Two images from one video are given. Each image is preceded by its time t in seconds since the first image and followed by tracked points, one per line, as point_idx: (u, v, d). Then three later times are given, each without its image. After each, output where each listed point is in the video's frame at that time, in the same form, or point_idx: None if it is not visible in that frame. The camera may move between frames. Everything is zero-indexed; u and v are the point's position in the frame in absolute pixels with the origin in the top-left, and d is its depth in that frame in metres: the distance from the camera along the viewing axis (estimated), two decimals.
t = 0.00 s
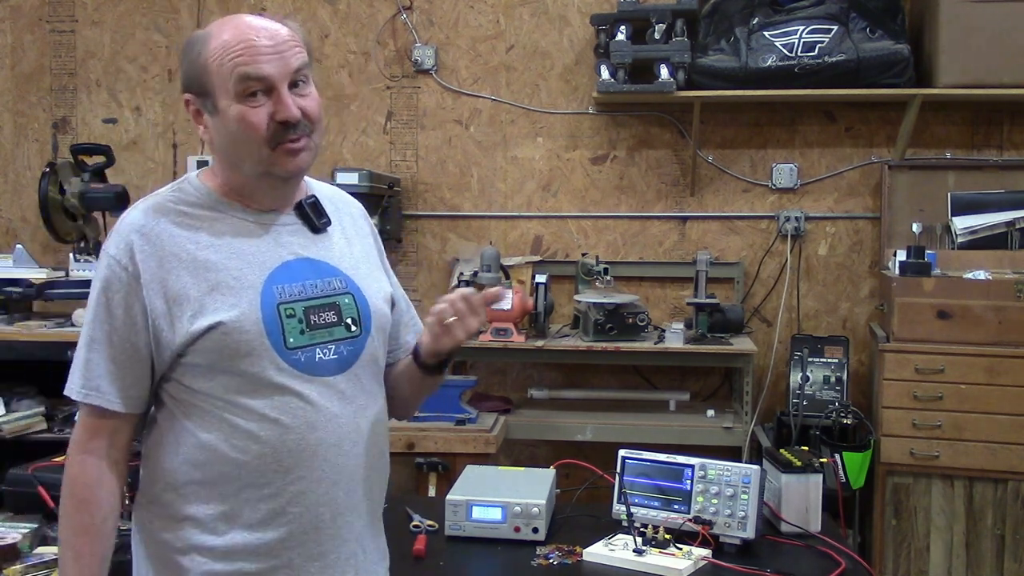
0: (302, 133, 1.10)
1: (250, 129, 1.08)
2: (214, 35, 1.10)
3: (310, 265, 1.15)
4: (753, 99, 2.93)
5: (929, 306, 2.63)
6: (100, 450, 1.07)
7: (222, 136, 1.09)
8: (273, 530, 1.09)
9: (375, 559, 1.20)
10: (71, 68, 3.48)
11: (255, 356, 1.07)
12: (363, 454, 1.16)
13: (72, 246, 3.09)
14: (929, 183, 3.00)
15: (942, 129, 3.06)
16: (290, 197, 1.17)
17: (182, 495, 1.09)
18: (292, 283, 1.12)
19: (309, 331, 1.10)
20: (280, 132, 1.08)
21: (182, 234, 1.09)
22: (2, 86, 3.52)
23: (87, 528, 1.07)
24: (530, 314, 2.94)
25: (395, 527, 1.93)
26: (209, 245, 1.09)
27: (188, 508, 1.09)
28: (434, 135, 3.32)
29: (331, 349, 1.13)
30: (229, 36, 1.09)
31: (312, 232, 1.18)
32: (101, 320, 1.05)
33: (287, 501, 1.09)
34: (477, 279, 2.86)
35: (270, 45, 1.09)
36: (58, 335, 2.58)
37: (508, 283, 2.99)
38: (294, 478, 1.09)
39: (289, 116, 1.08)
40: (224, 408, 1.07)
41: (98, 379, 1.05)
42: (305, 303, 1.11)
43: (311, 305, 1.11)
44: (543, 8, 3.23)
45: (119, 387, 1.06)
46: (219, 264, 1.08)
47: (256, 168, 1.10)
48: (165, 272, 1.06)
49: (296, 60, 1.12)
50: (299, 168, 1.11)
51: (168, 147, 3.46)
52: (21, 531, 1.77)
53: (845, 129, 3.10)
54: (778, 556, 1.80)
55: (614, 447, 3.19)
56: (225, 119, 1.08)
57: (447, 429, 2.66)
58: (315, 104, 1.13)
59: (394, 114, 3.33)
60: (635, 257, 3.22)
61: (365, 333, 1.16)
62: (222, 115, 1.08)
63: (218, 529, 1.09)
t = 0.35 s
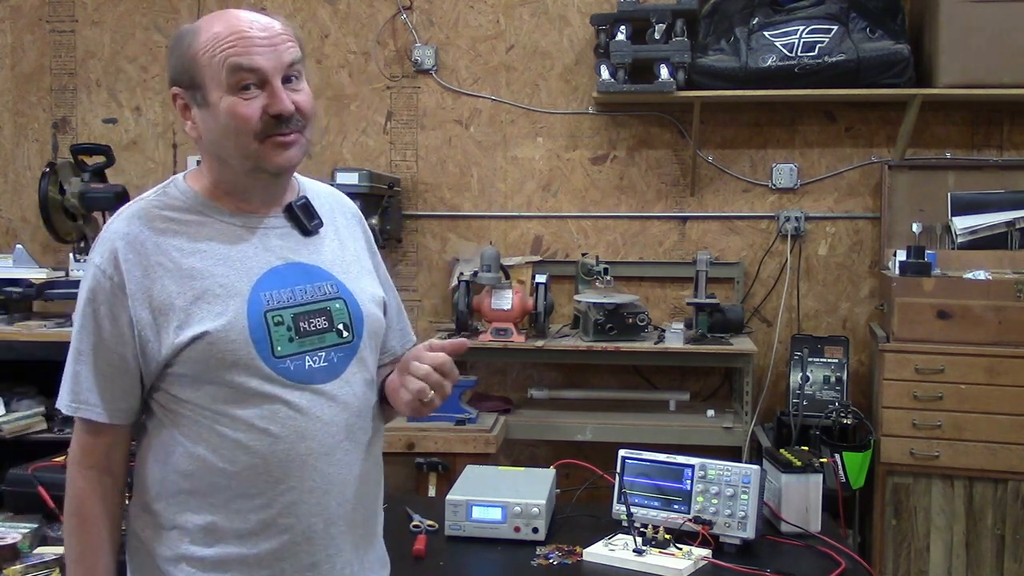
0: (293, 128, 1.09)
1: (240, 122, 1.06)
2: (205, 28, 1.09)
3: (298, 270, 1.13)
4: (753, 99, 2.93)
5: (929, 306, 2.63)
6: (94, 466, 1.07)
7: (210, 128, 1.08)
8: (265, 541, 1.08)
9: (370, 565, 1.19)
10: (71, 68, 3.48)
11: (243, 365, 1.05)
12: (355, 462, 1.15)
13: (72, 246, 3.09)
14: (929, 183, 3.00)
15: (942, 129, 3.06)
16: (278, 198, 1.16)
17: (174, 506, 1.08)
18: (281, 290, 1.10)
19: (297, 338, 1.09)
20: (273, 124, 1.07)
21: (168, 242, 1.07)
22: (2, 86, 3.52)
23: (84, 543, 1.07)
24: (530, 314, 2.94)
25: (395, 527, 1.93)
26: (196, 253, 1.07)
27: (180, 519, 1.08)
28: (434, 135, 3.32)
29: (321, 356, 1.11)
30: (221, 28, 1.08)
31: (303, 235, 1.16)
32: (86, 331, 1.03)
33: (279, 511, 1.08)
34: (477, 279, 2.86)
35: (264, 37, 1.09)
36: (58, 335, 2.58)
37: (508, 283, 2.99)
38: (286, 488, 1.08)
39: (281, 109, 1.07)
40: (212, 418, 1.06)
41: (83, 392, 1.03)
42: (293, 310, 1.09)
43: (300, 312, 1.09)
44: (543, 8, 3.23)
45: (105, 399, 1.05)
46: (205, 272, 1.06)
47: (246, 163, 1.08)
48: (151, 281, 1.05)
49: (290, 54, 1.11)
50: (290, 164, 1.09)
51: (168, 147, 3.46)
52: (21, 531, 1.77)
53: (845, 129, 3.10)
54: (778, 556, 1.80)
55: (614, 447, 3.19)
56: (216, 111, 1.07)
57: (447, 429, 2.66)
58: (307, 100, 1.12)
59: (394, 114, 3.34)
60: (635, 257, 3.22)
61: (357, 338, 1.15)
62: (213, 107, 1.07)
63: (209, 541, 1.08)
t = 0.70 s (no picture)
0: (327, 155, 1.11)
1: (292, 148, 1.05)
2: (264, 38, 1.04)
3: (304, 274, 1.13)
4: (754, 98, 2.93)
5: (929, 306, 2.63)
6: (100, 486, 1.02)
7: (253, 146, 1.05)
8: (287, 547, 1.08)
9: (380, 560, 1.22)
10: (71, 68, 3.48)
11: (264, 375, 1.05)
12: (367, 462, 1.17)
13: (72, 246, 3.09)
14: (929, 183, 3.00)
15: (942, 129, 3.06)
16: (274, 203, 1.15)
17: (188, 521, 1.06)
18: (294, 296, 1.10)
19: (314, 345, 1.09)
20: (315, 153, 1.08)
21: (178, 253, 1.04)
22: (2, 86, 3.52)
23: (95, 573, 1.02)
24: (530, 314, 2.94)
25: (395, 527, 1.93)
26: (208, 262, 1.05)
27: (197, 533, 1.06)
28: (434, 135, 3.32)
29: (335, 360, 1.12)
30: (286, 44, 1.04)
31: (300, 238, 1.16)
32: (98, 351, 0.99)
33: (301, 518, 1.09)
34: (477, 279, 2.86)
35: (323, 62, 1.07)
36: (59, 335, 2.58)
37: (508, 283, 2.99)
38: (308, 495, 1.09)
39: (328, 140, 1.08)
40: (230, 430, 1.05)
41: (93, 415, 0.99)
42: (308, 316, 1.09)
43: (314, 318, 1.10)
44: (543, 8, 3.23)
45: (116, 421, 1.00)
46: (220, 283, 1.05)
47: (278, 183, 1.08)
48: (165, 294, 1.02)
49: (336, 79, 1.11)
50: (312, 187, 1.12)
51: (168, 147, 3.46)
52: (21, 531, 1.76)
53: (845, 129, 3.10)
54: (778, 556, 1.80)
55: (614, 447, 3.19)
56: (268, 129, 1.04)
57: (447, 428, 2.66)
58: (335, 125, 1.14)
59: (394, 114, 3.34)
60: (635, 257, 3.22)
61: (364, 340, 1.17)
62: (265, 124, 1.03)
63: (231, 554, 1.07)
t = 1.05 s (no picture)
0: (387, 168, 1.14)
1: (375, 160, 1.08)
2: (359, 52, 1.04)
3: (352, 275, 1.13)
4: (754, 98, 2.93)
5: (929, 306, 2.63)
6: (161, 484, 0.97)
7: (342, 156, 1.05)
8: (338, 545, 1.08)
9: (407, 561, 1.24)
10: (71, 68, 3.48)
11: (328, 372, 1.05)
12: (408, 461, 1.18)
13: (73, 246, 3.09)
14: (929, 183, 3.00)
15: (942, 129, 3.06)
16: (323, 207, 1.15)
17: (240, 520, 1.04)
18: (348, 296, 1.10)
19: (368, 345, 1.10)
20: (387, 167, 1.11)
21: (243, 246, 1.01)
22: (2, 86, 3.52)
23: None
24: (531, 314, 2.94)
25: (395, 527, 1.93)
26: (271, 258, 1.03)
27: (251, 532, 1.05)
28: (434, 135, 3.32)
29: (381, 361, 1.13)
30: (378, 63, 1.06)
31: (342, 243, 1.16)
32: (169, 343, 0.95)
33: (353, 515, 1.09)
34: (477, 279, 2.86)
35: (400, 82, 1.11)
36: (58, 335, 2.58)
37: (508, 283, 2.98)
38: (361, 493, 1.09)
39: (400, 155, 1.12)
40: (291, 428, 1.04)
41: (163, 408, 0.95)
42: (362, 317, 1.10)
43: (367, 319, 1.11)
44: (543, 8, 3.23)
45: (181, 414, 0.96)
46: (284, 277, 1.03)
47: (351, 191, 1.09)
48: (235, 287, 0.99)
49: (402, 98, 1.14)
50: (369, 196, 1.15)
51: (168, 147, 3.46)
52: (22, 531, 1.76)
53: (845, 129, 3.10)
54: (778, 556, 1.80)
55: (614, 447, 3.19)
56: (361, 143, 1.05)
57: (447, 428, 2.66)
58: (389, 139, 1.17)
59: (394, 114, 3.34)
60: (635, 257, 3.22)
61: (402, 343, 1.19)
62: (360, 137, 1.05)
63: (282, 553, 1.06)
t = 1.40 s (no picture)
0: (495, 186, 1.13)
1: (483, 170, 1.07)
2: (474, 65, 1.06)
3: (458, 276, 1.11)
4: (755, 98, 2.93)
5: (929, 306, 2.63)
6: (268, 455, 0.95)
7: (452, 160, 1.05)
8: (425, 540, 1.03)
9: None
10: (72, 68, 3.48)
11: (433, 361, 1.02)
12: (499, 465, 1.13)
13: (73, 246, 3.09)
14: (929, 183, 3.00)
15: (942, 129, 3.05)
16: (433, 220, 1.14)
17: (335, 504, 1.02)
18: (454, 293, 1.08)
19: (471, 343, 1.08)
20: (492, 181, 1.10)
21: (356, 230, 1.01)
22: (2, 86, 3.52)
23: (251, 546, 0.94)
24: (531, 314, 2.96)
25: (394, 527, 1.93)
26: (381, 245, 1.02)
27: (346, 516, 1.01)
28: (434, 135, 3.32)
29: (482, 363, 1.10)
30: (492, 81, 1.08)
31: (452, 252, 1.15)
32: (284, 316, 0.94)
33: (444, 510, 1.04)
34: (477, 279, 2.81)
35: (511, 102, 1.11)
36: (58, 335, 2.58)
37: (508, 283, 2.97)
38: (454, 489, 1.05)
39: (508, 171, 1.11)
40: (393, 415, 1.00)
41: (274, 378, 0.94)
42: (467, 316, 1.08)
43: (471, 319, 1.08)
44: (543, 8, 3.23)
45: (292, 383, 0.95)
46: (392, 262, 1.02)
47: (457, 199, 1.08)
48: (347, 267, 0.98)
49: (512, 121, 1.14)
50: (473, 211, 1.13)
51: (168, 147, 3.46)
52: (22, 531, 1.76)
53: (845, 129, 3.10)
54: (779, 556, 1.80)
55: (613, 447, 3.19)
56: (470, 150, 1.05)
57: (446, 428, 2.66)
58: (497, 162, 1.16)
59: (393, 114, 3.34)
60: (635, 257, 3.22)
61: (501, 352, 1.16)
62: (469, 145, 1.05)
63: (372, 540, 1.02)
